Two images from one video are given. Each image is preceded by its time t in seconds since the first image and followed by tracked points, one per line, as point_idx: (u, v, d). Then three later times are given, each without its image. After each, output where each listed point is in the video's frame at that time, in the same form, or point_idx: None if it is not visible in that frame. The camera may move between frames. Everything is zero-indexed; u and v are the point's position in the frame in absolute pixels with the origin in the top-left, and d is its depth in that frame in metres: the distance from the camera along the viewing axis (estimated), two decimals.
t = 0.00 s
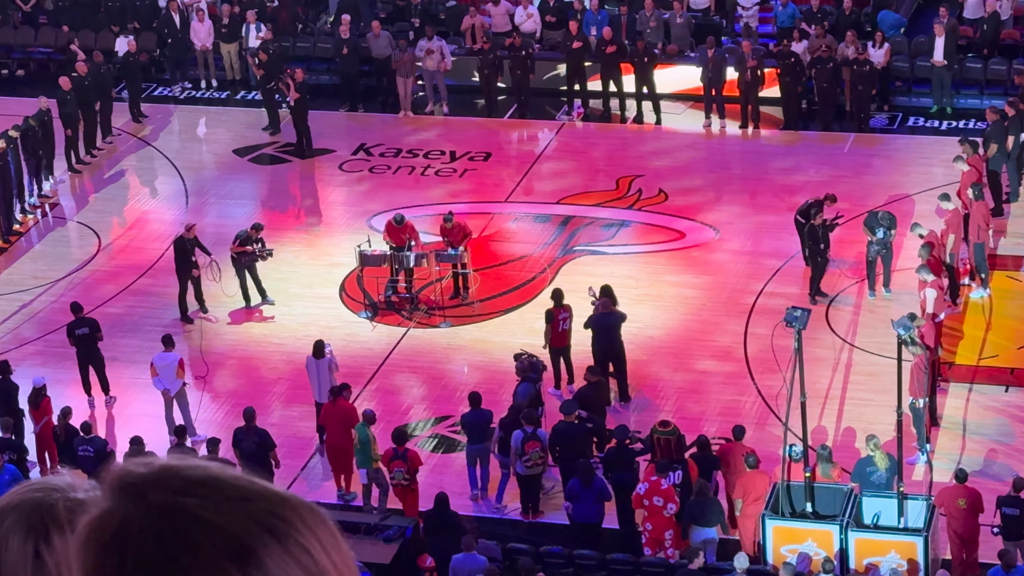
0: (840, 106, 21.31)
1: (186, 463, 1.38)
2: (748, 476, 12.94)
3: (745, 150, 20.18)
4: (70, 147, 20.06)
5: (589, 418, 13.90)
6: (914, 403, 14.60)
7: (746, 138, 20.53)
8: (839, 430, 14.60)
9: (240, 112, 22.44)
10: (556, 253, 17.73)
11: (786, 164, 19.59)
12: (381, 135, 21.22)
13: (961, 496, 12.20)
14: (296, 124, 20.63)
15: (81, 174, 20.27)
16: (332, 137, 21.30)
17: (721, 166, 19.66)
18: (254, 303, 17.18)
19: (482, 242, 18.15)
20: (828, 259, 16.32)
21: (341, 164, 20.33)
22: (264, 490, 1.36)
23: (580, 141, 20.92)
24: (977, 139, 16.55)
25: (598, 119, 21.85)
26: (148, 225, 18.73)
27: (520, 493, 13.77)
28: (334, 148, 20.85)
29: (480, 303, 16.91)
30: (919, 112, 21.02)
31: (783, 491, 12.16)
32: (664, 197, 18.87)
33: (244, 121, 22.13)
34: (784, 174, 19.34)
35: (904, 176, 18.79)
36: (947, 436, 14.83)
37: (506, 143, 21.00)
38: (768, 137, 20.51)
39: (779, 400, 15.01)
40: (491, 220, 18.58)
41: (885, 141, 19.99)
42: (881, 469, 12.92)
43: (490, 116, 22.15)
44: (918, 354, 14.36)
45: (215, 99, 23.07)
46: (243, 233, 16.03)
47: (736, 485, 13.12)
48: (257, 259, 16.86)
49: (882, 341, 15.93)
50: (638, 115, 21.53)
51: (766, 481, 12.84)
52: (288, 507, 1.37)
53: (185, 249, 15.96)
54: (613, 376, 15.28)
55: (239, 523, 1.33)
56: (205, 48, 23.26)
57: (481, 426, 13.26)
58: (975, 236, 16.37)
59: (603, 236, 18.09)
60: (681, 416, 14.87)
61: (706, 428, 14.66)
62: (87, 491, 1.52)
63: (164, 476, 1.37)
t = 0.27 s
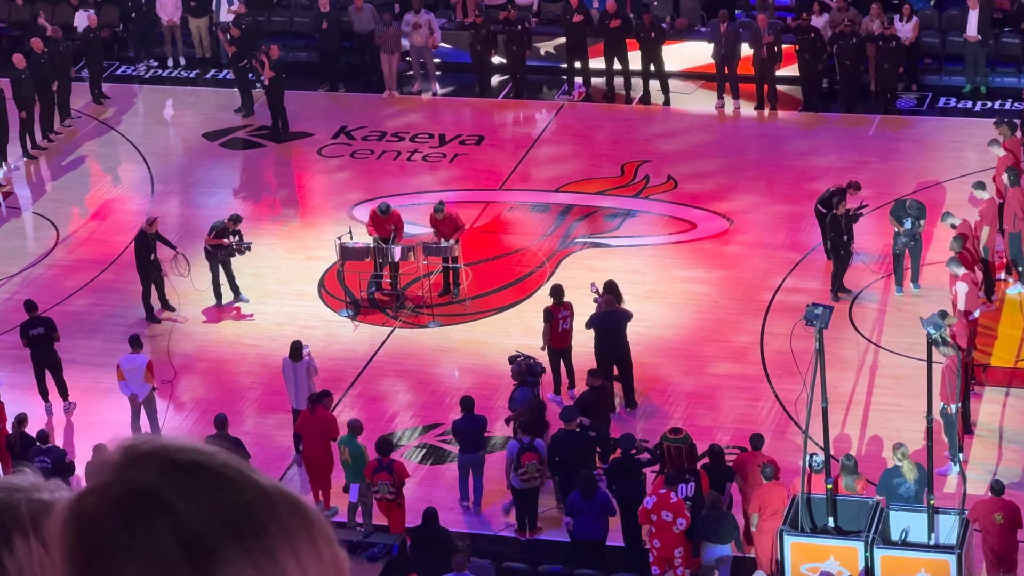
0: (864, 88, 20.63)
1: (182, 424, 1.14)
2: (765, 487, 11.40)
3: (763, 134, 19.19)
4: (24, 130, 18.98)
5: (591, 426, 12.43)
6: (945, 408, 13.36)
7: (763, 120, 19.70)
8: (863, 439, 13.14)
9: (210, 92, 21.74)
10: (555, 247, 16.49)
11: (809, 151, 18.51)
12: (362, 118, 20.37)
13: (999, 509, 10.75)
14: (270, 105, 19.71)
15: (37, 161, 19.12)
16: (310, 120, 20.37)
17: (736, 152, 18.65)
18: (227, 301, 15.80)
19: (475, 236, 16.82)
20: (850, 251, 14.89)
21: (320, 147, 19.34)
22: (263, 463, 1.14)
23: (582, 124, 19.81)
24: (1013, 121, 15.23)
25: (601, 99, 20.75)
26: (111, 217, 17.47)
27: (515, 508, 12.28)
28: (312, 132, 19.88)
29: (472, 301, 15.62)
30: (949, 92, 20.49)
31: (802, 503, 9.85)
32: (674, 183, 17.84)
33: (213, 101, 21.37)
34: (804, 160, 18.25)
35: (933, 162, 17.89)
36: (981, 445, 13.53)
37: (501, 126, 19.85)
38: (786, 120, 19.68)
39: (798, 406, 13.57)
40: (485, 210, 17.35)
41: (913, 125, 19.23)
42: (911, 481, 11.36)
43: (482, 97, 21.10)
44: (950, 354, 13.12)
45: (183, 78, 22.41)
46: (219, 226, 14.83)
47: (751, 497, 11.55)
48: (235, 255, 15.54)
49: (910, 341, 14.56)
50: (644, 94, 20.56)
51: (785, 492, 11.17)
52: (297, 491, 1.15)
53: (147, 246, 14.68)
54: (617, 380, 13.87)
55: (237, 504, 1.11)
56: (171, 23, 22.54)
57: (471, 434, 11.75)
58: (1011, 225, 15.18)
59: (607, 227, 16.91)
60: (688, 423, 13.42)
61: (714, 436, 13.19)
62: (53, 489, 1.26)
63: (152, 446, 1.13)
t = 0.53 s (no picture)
0: (880, 81, 20.01)
1: (195, 448, 1.50)
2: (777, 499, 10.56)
3: (776, 129, 18.56)
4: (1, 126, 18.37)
5: (596, 435, 11.72)
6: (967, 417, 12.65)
7: (775, 114, 19.09)
8: (881, 449, 12.42)
9: (196, 85, 21.14)
10: (557, 248, 15.82)
11: (824, 146, 17.88)
12: (354, 113, 19.69)
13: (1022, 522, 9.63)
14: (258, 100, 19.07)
15: (15, 158, 18.49)
16: (301, 115, 19.71)
17: (747, 148, 17.99)
18: (214, 305, 15.11)
19: (475, 237, 16.12)
20: (867, 253, 14.26)
21: (311, 144, 18.67)
22: (249, 483, 1.52)
23: (586, 119, 19.14)
24: None
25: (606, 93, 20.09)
26: (93, 217, 16.80)
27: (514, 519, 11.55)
28: (302, 128, 19.21)
29: (470, 305, 14.93)
30: (971, 86, 19.90)
31: (813, 513, 8.26)
32: (682, 181, 17.16)
33: (198, 95, 20.74)
34: (818, 156, 17.60)
35: (954, 158, 17.24)
36: (1005, 454, 12.87)
37: (500, 121, 19.19)
38: (799, 113, 19.11)
39: (813, 415, 12.86)
40: (485, 209, 16.66)
41: (933, 119, 18.61)
42: (931, 494, 10.58)
43: (481, 91, 20.45)
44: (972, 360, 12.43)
45: (167, 70, 21.82)
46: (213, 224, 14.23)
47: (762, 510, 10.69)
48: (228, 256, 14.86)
49: (930, 346, 13.86)
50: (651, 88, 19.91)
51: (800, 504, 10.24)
52: (271, 513, 1.53)
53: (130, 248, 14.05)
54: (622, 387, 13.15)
55: (226, 518, 1.51)
56: (155, 13, 21.96)
57: (468, 442, 11.02)
58: None
59: (612, 227, 16.23)
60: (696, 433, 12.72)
61: (724, 446, 12.49)
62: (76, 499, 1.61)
63: (163, 466, 1.51)
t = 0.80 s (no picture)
0: (893, 81, 19.63)
1: (193, 463, 1.53)
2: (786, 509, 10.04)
3: (785, 131, 18.17)
4: None
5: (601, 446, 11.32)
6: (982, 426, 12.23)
7: (784, 115, 18.71)
8: (894, 459, 11.99)
9: (189, 85, 20.77)
10: (560, 253, 15.44)
11: (834, 147, 17.52)
12: (351, 114, 19.30)
13: None
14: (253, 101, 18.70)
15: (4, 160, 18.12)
16: (297, 116, 19.32)
17: (756, 149, 17.59)
18: (209, 311, 14.72)
19: (476, 241, 15.73)
20: (879, 258, 13.86)
21: (308, 146, 18.28)
22: (241, 503, 1.55)
23: (591, 120, 18.74)
24: None
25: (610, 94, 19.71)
26: (83, 220, 16.41)
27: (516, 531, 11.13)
28: (299, 129, 18.83)
29: (471, 311, 14.54)
30: (986, 86, 19.55)
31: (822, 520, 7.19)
32: (689, 184, 16.75)
33: (191, 96, 20.38)
34: (829, 158, 17.21)
35: (968, 161, 16.85)
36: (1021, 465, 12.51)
37: (502, 122, 18.80)
38: (809, 114, 18.72)
39: (823, 424, 12.44)
40: (487, 212, 16.28)
41: (948, 121, 18.22)
42: (946, 505, 10.00)
43: (482, 91, 20.09)
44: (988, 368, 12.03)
45: (159, 70, 21.45)
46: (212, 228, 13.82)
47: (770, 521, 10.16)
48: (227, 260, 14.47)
49: (943, 354, 13.45)
50: (657, 88, 19.54)
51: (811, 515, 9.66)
52: (263, 537, 1.55)
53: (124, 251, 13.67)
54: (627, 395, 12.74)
55: (214, 541, 1.53)
56: (147, 12, 21.58)
57: (469, 451, 10.61)
58: None
59: (618, 231, 15.84)
60: (705, 444, 12.30)
61: (731, 456, 12.07)
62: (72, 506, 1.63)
63: (158, 484, 1.54)
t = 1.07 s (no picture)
0: (909, 85, 19.33)
1: (207, 475, 1.55)
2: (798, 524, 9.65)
3: (798, 135, 17.87)
4: None
5: (611, 459, 10.99)
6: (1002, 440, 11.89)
7: (797, 119, 18.42)
8: (911, 472, 11.66)
9: (189, 89, 20.46)
10: (569, 260, 15.13)
11: (849, 151, 17.27)
12: (355, 118, 18.99)
13: None
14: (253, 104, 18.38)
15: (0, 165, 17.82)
16: (299, 121, 19.00)
17: (768, 155, 17.28)
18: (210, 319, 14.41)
19: (483, 248, 15.42)
20: (896, 265, 13.50)
21: (310, 151, 17.97)
22: (252, 515, 1.56)
23: (600, 125, 18.43)
24: None
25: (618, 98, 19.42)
26: (79, 226, 16.11)
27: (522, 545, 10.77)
28: (302, 133, 18.53)
29: (477, 320, 14.23)
30: (1005, 90, 19.34)
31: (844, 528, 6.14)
32: (699, 190, 16.43)
33: (191, 100, 20.06)
34: (843, 164, 16.90)
35: (985, 166, 16.54)
36: None
37: (508, 126, 18.50)
38: (823, 119, 18.41)
39: (838, 436, 12.11)
40: (494, 219, 15.97)
41: (965, 125, 17.93)
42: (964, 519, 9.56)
43: (489, 95, 19.82)
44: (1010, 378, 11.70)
45: (158, 74, 21.13)
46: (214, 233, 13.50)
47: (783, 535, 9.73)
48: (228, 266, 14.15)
49: (961, 364, 13.13)
50: (667, 92, 19.24)
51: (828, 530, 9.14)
52: (273, 550, 1.56)
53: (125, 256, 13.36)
54: (637, 407, 12.39)
55: (218, 553, 1.52)
56: (146, 14, 21.24)
57: (475, 461, 10.27)
58: None
59: (627, 238, 15.53)
60: (717, 456, 11.96)
61: (744, 469, 11.74)
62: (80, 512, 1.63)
63: (171, 495, 1.54)
